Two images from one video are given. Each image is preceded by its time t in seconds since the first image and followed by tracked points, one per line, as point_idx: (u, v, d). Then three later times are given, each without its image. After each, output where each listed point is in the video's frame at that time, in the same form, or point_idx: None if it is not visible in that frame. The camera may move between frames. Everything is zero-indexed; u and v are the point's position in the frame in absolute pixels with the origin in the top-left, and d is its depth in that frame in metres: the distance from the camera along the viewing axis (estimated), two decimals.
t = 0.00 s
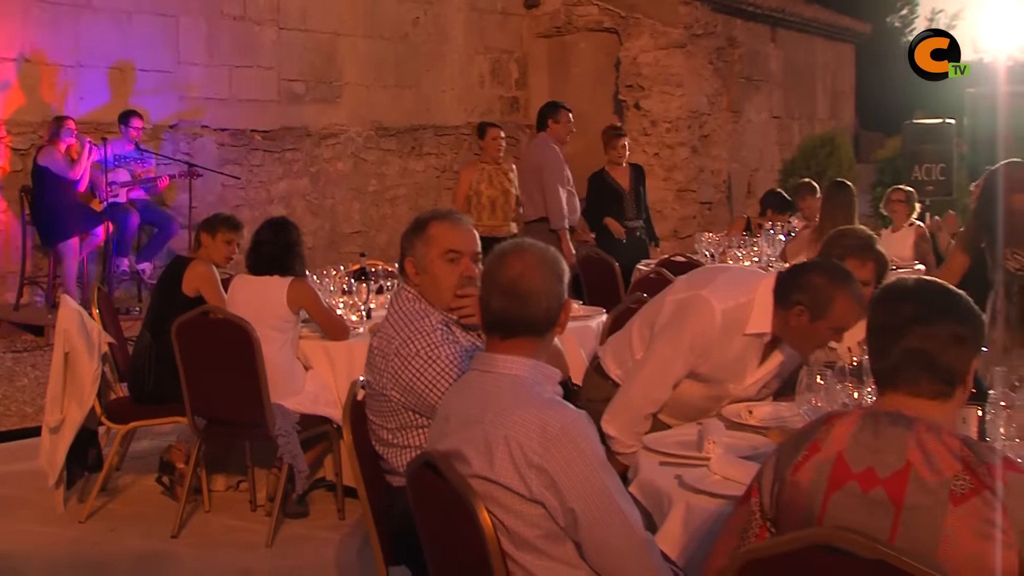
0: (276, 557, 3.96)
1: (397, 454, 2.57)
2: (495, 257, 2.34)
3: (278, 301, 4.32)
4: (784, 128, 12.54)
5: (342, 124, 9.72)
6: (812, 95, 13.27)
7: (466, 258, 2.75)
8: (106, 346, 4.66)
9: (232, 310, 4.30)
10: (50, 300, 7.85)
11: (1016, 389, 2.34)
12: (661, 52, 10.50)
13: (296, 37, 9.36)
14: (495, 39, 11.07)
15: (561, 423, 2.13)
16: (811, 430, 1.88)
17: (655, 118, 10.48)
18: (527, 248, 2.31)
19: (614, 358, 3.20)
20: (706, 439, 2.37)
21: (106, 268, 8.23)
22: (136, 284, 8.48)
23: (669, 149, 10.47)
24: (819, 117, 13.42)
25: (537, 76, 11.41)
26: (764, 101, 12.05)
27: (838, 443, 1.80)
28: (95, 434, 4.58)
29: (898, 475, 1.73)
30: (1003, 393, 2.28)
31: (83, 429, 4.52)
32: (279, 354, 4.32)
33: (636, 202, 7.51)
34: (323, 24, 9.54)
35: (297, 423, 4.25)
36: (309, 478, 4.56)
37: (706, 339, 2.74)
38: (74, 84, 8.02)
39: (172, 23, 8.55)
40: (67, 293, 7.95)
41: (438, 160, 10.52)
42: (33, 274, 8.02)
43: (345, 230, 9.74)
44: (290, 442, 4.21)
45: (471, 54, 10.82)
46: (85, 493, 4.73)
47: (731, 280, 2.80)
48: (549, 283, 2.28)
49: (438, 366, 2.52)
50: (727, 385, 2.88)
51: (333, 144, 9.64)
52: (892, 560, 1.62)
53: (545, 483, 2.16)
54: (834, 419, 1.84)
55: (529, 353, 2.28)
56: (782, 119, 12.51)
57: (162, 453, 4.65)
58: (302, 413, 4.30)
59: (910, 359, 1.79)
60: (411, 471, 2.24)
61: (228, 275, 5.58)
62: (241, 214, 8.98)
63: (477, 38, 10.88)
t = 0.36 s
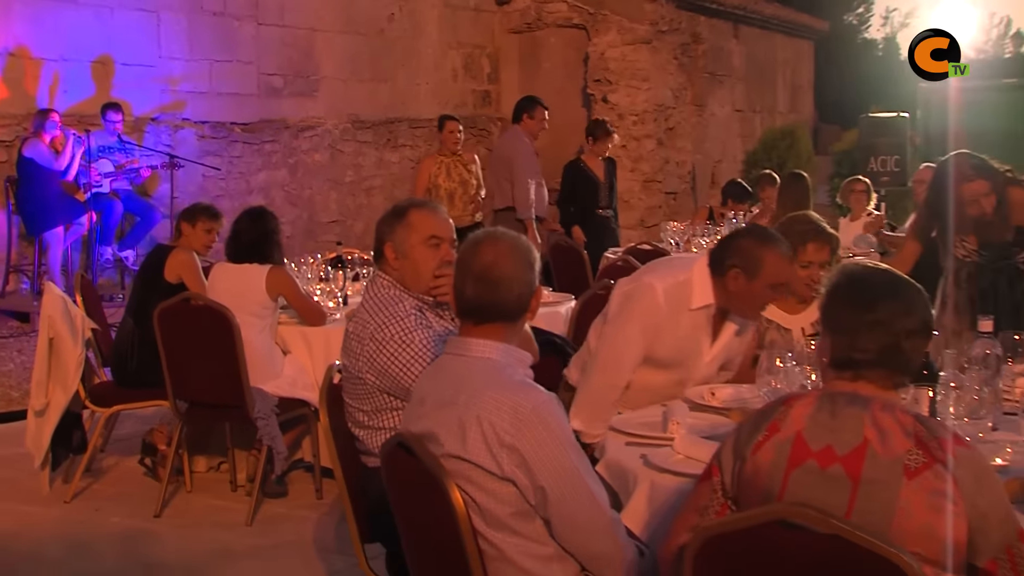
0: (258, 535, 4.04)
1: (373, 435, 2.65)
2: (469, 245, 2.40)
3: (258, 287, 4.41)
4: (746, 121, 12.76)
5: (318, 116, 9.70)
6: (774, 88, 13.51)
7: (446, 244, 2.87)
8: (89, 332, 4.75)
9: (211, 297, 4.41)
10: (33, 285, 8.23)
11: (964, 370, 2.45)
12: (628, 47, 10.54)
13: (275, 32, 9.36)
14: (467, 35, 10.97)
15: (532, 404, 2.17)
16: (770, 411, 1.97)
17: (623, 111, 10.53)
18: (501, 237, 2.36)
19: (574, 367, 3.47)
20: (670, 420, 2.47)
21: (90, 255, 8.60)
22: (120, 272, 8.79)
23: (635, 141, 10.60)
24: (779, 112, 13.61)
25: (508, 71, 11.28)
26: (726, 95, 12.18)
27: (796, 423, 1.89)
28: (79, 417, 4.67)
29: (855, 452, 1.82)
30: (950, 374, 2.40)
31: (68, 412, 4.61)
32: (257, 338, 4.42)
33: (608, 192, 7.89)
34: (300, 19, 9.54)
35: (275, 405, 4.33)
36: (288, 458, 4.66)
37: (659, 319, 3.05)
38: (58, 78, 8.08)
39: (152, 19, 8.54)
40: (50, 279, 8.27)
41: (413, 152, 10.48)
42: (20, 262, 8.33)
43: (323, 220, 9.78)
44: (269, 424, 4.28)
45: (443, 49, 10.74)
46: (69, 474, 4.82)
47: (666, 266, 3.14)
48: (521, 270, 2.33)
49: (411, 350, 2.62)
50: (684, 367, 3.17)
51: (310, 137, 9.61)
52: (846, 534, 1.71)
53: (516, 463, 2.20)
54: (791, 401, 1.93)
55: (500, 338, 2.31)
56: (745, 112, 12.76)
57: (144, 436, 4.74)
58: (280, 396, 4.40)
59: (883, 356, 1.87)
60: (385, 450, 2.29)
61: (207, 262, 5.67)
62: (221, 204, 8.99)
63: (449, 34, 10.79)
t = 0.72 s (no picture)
0: (237, 516, 4.11)
1: (346, 418, 2.75)
2: (441, 236, 2.43)
3: (233, 275, 4.49)
4: (708, 115, 13.13)
5: (294, 110, 9.79)
6: (735, 84, 13.99)
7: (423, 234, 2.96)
8: (70, 320, 4.81)
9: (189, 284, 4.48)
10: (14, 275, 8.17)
11: (914, 355, 2.57)
12: (593, 44, 10.71)
13: (250, 29, 9.41)
14: (438, 32, 11.02)
15: (501, 391, 2.22)
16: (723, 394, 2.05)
17: (588, 105, 10.68)
18: (475, 227, 2.40)
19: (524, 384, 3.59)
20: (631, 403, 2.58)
21: (70, 246, 8.53)
22: (99, 260, 8.72)
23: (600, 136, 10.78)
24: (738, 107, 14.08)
25: (478, 67, 11.30)
26: (689, 91, 12.59)
27: (748, 406, 1.97)
28: (61, 401, 4.74)
29: (804, 433, 1.91)
30: (899, 358, 2.52)
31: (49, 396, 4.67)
32: (234, 326, 4.52)
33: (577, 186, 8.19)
34: (275, 16, 9.60)
35: (251, 392, 4.43)
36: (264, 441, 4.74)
37: (580, 300, 3.23)
38: (37, 72, 8.12)
39: (130, 16, 8.59)
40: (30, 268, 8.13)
41: (385, 145, 10.56)
42: None
43: (298, 210, 9.86)
44: (246, 408, 4.36)
45: (414, 45, 10.76)
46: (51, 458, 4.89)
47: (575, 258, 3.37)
48: (491, 259, 2.37)
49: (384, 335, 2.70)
50: (618, 346, 3.33)
51: (285, 130, 9.71)
52: (801, 511, 1.81)
53: (484, 446, 2.26)
54: (743, 384, 2.01)
55: (471, 325, 2.34)
56: (707, 107, 13.15)
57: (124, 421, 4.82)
58: (256, 381, 4.51)
59: (827, 340, 1.96)
60: (357, 433, 2.33)
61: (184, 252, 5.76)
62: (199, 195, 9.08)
63: (420, 31, 10.81)
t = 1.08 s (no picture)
0: (211, 501, 4.18)
1: (318, 406, 2.82)
2: (409, 229, 2.48)
3: (208, 267, 4.60)
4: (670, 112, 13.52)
5: (268, 107, 9.84)
6: (695, 83, 14.30)
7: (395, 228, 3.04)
8: (48, 311, 4.87)
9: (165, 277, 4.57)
10: None
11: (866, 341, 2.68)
12: (559, 43, 11.09)
13: (226, 27, 9.45)
14: (408, 30, 11.13)
15: (467, 380, 2.26)
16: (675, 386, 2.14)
17: (555, 103, 11.02)
18: (439, 219, 2.45)
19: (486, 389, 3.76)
20: (595, 390, 2.67)
21: (50, 238, 8.63)
22: (79, 252, 8.85)
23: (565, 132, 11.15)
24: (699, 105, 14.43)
25: (448, 66, 11.50)
26: (651, 89, 13.04)
27: (697, 396, 2.07)
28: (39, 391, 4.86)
29: (752, 418, 2.00)
30: (850, 347, 2.63)
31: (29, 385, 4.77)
32: (209, 317, 4.61)
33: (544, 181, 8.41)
34: (250, 14, 9.64)
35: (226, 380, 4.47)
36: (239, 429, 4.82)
37: (512, 277, 3.51)
38: (16, 70, 8.15)
39: (108, 15, 8.60)
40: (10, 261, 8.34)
41: (357, 141, 10.70)
42: None
43: (272, 205, 9.87)
44: (221, 396, 4.42)
45: (386, 43, 10.90)
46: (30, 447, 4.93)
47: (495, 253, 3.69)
48: (454, 250, 2.42)
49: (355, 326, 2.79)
50: (559, 318, 3.59)
51: (260, 126, 9.77)
52: (754, 493, 1.92)
53: (451, 435, 2.29)
54: (692, 374, 2.10)
55: (437, 316, 2.38)
56: (668, 104, 13.52)
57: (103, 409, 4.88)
58: (232, 370, 4.60)
59: (778, 326, 2.07)
60: (328, 421, 2.37)
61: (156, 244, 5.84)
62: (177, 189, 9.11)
63: (391, 30, 10.96)
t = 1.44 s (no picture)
0: (185, 489, 4.26)
1: (289, 397, 2.92)
2: (373, 223, 2.54)
3: (182, 262, 4.72)
4: (630, 112, 13.63)
5: (240, 106, 9.90)
6: (653, 83, 14.34)
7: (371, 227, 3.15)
8: (23, 305, 4.96)
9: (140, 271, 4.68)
10: None
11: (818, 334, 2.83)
12: (523, 45, 11.23)
13: (198, 29, 9.52)
14: (377, 33, 11.29)
15: (431, 373, 2.32)
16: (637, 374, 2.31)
17: (519, 102, 11.26)
18: (400, 213, 2.50)
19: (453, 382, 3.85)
20: (557, 380, 2.76)
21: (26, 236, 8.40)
22: (54, 248, 8.73)
23: (530, 129, 11.38)
24: (658, 105, 14.50)
25: (416, 66, 11.68)
26: (611, 90, 13.17)
27: (657, 382, 2.20)
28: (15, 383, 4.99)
29: (713, 400, 2.12)
30: (804, 338, 2.75)
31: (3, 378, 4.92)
32: (182, 311, 4.73)
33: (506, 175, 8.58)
34: (222, 16, 9.70)
35: (199, 372, 4.62)
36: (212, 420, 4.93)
37: (466, 275, 3.62)
38: None
39: (82, 17, 8.62)
40: None
41: (327, 139, 10.79)
42: None
43: (244, 201, 9.96)
44: (195, 388, 4.56)
45: (355, 45, 11.05)
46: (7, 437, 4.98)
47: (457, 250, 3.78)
48: (414, 245, 2.46)
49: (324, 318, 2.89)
50: (519, 314, 3.68)
51: (233, 125, 9.83)
52: (711, 479, 2.04)
53: (416, 426, 2.36)
54: (653, 363, 2.23)
55: (403, 309, 2.43)
56: (628, 104, 13.62)
57: (78, 400, 4.95)
58: (205, 363, 4.74)
59: (739, 317, 2.19)
60: (298, 411, 2.43)
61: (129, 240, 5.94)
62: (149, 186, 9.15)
63: (361, 32, 11.12)
